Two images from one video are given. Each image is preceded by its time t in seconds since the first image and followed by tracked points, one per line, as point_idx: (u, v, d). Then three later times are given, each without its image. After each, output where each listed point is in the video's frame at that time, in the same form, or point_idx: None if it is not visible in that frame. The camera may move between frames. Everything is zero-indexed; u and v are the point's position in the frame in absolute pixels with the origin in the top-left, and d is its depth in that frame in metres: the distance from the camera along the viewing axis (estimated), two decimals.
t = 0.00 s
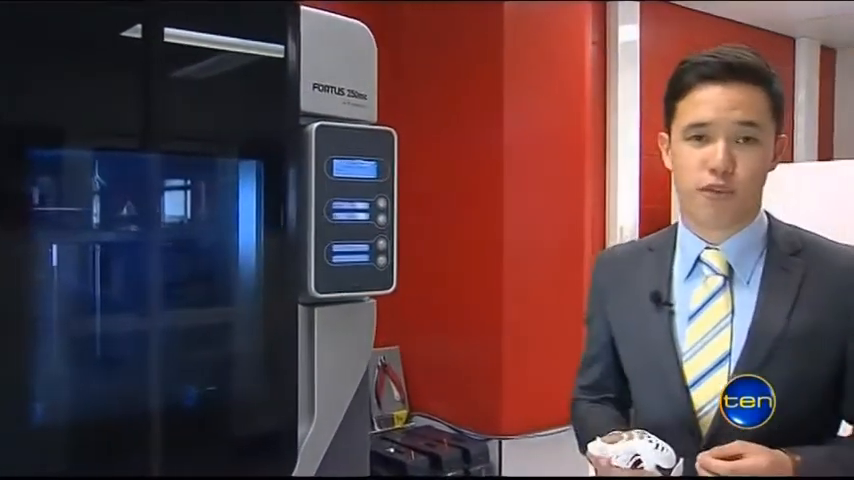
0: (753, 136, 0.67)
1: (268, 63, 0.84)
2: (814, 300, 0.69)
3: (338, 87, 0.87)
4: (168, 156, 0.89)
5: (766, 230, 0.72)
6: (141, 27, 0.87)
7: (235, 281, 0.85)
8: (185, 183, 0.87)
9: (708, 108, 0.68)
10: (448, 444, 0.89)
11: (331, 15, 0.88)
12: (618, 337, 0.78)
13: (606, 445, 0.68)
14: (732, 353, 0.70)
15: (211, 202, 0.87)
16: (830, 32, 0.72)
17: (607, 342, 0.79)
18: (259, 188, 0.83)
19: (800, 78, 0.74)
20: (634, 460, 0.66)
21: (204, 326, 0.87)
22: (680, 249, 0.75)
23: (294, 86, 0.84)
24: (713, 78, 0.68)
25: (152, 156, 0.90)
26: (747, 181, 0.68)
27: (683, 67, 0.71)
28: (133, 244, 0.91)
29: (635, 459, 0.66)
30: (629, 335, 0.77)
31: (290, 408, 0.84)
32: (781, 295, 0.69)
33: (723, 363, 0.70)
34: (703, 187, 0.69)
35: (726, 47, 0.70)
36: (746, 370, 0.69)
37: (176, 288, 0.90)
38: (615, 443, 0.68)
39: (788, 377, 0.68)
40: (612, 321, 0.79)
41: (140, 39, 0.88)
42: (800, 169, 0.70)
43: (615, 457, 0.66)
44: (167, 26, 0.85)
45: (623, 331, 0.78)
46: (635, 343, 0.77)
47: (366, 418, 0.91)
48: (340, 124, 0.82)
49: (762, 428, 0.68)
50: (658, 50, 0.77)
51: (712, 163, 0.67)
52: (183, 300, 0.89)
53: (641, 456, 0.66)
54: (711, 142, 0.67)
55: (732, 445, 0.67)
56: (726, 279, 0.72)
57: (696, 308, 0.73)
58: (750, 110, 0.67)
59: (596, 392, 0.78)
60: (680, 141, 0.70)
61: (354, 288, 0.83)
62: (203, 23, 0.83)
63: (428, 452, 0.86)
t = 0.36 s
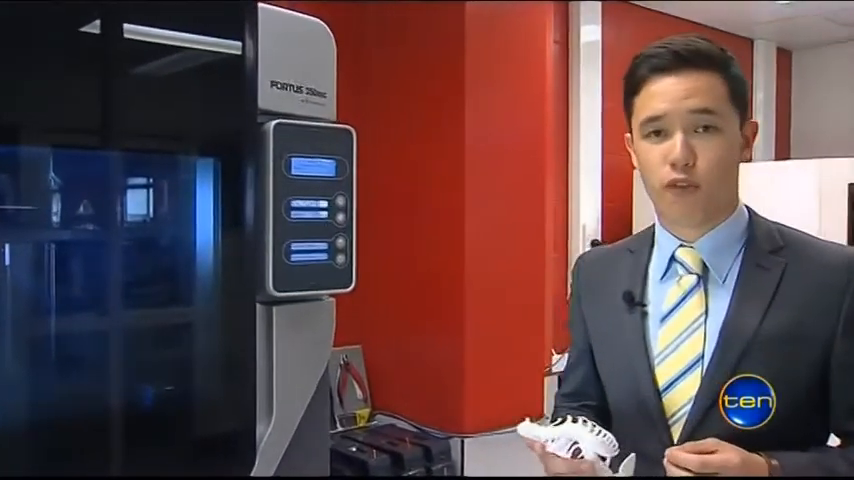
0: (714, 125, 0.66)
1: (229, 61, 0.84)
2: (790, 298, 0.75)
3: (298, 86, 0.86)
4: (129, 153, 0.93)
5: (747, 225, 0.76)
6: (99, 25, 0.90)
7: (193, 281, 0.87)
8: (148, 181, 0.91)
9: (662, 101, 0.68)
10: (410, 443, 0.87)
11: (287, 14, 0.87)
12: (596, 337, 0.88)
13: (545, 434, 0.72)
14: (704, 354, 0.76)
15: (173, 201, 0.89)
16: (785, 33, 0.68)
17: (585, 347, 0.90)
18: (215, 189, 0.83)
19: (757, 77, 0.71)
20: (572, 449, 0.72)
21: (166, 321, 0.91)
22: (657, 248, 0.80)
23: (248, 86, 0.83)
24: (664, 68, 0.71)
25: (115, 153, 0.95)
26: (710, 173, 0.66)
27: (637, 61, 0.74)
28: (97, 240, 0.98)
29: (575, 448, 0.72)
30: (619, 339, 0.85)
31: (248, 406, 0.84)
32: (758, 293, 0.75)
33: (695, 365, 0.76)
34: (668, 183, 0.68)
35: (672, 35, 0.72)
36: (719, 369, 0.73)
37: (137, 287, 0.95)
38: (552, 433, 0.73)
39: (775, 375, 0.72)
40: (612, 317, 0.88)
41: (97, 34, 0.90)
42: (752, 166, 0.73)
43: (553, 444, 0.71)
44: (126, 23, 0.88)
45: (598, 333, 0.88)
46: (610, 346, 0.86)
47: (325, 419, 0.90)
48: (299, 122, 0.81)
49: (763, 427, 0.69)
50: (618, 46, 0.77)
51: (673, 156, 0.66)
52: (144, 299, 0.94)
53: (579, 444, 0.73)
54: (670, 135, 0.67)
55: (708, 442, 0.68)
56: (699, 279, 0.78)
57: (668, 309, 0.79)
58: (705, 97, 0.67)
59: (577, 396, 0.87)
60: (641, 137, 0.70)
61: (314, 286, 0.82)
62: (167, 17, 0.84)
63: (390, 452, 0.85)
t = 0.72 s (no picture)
0: (681, 119, 0.64)
1: (191, 58, 0.84)
2: (783, 300, 0.69)
3: (258, 82, 0.86)
4: (91, 151, 0.91)
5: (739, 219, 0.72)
6: (59, 21, 0.91)
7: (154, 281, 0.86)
8: (110, 180, 0.90)
9: (624, 101, 0.66)
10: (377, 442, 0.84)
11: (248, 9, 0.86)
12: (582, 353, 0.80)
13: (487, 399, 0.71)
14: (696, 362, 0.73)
15: (137, 199, 0.89)
16: (749, 33, 0.68)
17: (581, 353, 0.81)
18: (176, 186, 0.83)
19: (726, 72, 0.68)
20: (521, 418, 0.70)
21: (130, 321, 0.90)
22: (648, 251, 0.77)
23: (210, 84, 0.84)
24: (623, 68, 0.68)
25: (73, 150, 0.93)
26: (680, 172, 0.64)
27: (600, 61, 0.71)
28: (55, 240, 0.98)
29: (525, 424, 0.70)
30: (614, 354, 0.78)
31: (209, 406, 0.84)
32: (747, 300, 0.70)
33: (687, 375, 0.72)
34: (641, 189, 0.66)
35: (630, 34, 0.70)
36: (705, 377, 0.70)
37: (101, 286, 0.93)
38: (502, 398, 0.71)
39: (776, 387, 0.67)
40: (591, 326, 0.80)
41: (56, 28, 0.91)
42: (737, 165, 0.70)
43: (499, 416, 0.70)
44: (86, 18, 0.86)
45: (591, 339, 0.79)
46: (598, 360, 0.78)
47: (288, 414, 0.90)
48: (262, 120, 0.81)
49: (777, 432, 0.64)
50: (583, 47, 0.76)
51: (638, 158, 0.64)
52: (105, 299, 0.94)
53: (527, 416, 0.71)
54: (636, 135, 0.65)
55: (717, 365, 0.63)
56: (689, 281, 0.74)
57: (658, 315, 0.76)
58: (668, 91, 0.65)
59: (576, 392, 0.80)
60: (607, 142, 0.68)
61: (276, 285, 0.81)
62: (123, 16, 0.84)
63: (355, 450, 0.83)
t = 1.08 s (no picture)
0: (660, 119, 0.65)
1: (152, 57, 0.83)
2: (740, 299, 0.70)
3: (220, 79, 0.84)
4: (53, 147, 0.90)
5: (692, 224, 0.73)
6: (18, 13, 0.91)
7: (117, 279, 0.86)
8: (74, 177, 0.89)
9: (602, 93, 0.67)
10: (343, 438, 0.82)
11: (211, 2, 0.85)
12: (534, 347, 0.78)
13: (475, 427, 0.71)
14: (650, 363, 0.70)
15: (104, 193, 0.87)
16: (712, 34, 0.69)
17: (522, 348, 0.80)
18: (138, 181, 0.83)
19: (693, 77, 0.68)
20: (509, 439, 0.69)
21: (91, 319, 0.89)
22: (599, 244, 0.76)
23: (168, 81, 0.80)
24: (598, 61, 0.68)
25: (35, 147, 0.93)
26: (658, 170, 0.65)
27: (570, 51, 0.71)
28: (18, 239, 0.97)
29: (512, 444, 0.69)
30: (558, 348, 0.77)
31: (171, 405, 0.83)
32: (706, 301, 0.70)
33: (643, 374, 0.70)
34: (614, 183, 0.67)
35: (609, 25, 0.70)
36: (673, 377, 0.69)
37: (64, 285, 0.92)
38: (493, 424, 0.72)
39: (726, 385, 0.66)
40: (539, 315, 0.79)
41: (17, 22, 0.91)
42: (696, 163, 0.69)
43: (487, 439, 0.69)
44: (49, 12, 0.88)
45: (535, 334, 0.79)
46: (544, 354, 0.77)
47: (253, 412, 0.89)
48: (221, 116, 0.81)
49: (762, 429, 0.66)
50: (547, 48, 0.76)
51: (616, 154, 0.65)
52: (68, 299, 0.93)
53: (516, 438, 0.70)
54: (613, 132, 0.65)
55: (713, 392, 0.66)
56: (646, 280, 0.73)
57: (611, 314, 0.73)
58: (646, 89, 0.66)
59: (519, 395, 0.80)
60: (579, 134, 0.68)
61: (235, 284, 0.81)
62: (82, 10, 0.85)
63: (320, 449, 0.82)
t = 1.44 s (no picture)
0: (622, 118, 0.78)
1: (122, 53, 0.86)
2: (683, 293, 0.78)
3: (192, 76, 0.85)
4: (26, 145, 0.84)
5: (634, 224, 0.80)
6: None
7: (90, 274, 0.85)
8: (45, 174, 0.83)
9: (572, 90, 0.79)
10: (318, 438, 0.82)
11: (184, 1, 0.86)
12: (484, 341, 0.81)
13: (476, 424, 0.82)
14: (599, 357, 0.80)
15: (76, 191, 0.84)
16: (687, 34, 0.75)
17: (462, 346, 0.81)
18: (105, 177, 0.85)
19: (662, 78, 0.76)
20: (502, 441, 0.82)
21: (55, 321, 0.86)
22: (544, 245, 0.82)
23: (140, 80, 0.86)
24: (572, 55, 0.78)
25: (7, 144, 0.83)
26: (619, 170, 0.79)
27: (539, 43, 0.79)
28: None
29: (503, 446, 0.82)
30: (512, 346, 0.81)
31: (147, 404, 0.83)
32: (653, 294, 0.80)
33: (592, 367, 0.80)
34: (577, 176, 0.80)
35: (581, 19, 0.78)
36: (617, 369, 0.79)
37: (39, 283, 0.85)
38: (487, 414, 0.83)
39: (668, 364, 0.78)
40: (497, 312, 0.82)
41: None
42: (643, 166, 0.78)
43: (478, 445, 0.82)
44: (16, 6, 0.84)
45: (479, 331, 0.81)
46: (493, 350, 0.81)
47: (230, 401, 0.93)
48: (196, 114, 0.84)
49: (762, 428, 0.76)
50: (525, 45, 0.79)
51: (584, 151, 0.79)
52: (39, 298, 0.86)
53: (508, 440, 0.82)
54: (583, 129, 0.80)
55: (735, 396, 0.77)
56: (594, 275, 0.81)
57: (560, 310, 0.81)
58: (618, 91, 0.78)
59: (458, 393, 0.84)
60: (547, 126, 0.79)
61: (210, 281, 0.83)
62: (77, 10, 0.86)
63: (297, 448, 0.82)
